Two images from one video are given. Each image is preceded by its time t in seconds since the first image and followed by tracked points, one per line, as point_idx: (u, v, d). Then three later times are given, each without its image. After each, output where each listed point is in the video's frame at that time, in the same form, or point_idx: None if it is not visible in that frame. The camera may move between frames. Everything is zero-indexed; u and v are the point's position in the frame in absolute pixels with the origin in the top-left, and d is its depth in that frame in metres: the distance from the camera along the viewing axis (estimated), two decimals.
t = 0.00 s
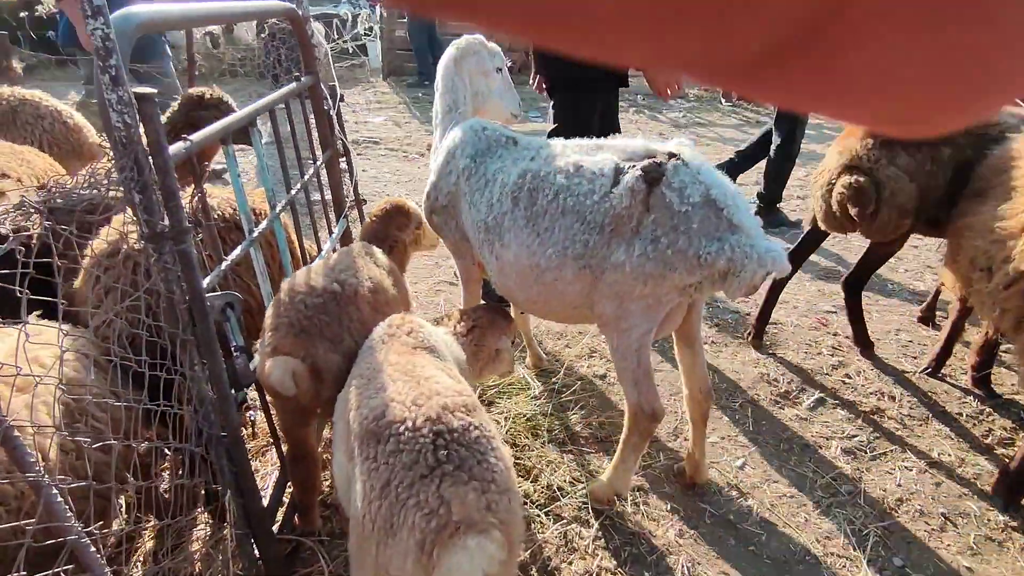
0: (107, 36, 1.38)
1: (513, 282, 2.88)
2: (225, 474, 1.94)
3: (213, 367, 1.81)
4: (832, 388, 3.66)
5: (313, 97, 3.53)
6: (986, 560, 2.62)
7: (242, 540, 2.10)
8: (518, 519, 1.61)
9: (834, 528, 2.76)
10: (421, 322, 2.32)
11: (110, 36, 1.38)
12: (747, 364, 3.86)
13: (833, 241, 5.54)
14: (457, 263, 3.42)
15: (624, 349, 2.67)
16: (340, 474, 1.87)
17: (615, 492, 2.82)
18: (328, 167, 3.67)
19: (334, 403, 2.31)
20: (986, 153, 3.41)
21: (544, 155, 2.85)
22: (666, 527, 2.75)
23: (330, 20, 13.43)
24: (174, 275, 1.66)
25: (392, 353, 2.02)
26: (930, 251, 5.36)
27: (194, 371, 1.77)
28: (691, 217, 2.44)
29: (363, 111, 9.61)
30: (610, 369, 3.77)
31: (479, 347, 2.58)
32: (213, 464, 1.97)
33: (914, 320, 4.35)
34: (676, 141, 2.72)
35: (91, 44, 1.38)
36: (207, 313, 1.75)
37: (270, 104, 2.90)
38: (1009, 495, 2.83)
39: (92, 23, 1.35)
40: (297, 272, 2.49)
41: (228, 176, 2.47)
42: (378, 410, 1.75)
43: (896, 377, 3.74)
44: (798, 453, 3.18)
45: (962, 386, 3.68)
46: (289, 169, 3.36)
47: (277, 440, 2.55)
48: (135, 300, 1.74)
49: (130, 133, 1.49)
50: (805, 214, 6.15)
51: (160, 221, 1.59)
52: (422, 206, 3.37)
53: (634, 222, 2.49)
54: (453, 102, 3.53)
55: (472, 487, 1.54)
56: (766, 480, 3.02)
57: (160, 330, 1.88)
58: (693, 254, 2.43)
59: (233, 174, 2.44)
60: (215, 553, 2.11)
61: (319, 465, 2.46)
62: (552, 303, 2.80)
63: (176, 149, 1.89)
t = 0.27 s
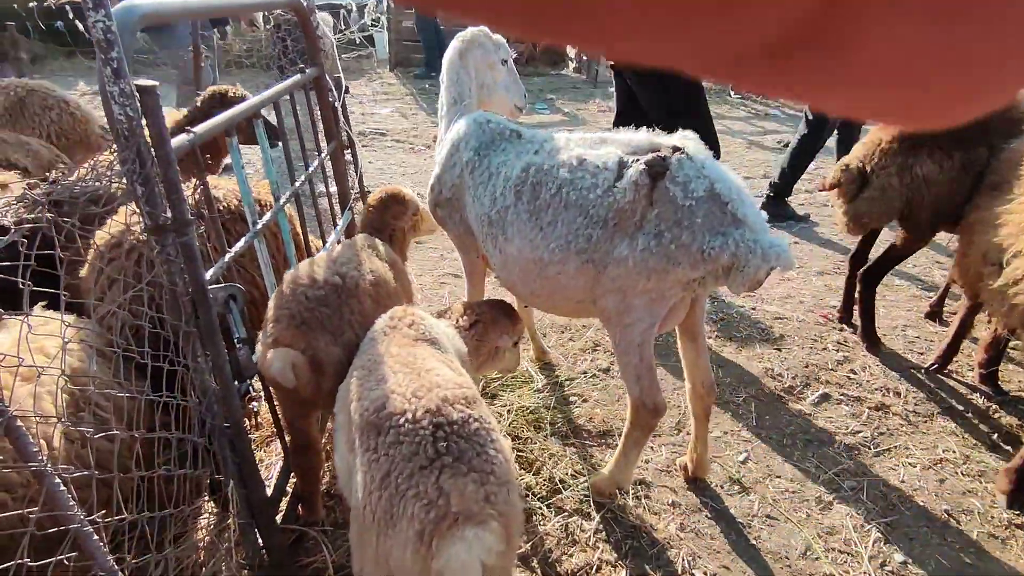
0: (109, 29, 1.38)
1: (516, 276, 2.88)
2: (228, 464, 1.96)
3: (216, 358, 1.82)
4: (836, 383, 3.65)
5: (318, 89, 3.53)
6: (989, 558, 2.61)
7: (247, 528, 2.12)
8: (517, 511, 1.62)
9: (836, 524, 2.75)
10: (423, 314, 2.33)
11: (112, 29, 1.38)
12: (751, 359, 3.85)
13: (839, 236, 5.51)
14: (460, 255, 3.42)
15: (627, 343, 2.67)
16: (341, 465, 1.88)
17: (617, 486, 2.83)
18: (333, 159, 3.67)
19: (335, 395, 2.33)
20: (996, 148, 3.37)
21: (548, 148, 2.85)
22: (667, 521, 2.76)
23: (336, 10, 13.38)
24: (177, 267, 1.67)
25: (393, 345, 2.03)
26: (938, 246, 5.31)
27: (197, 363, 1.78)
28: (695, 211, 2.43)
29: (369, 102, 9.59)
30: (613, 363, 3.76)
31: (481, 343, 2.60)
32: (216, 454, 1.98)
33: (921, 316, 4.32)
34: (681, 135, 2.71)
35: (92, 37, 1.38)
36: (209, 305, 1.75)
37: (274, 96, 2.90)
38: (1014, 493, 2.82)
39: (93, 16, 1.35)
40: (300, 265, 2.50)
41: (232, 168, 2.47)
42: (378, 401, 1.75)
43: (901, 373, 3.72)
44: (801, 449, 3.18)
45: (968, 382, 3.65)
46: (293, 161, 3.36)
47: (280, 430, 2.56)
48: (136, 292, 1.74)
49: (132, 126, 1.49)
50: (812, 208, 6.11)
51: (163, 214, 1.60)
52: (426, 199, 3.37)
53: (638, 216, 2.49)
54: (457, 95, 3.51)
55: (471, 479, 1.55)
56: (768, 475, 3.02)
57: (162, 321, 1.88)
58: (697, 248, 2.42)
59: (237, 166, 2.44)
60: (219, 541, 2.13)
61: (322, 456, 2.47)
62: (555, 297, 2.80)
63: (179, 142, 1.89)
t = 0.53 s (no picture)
0: (117, 17, 1.40)
1: (519, 265, 2.89)
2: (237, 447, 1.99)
3: (223, 341, 1.85)
4: (839, 374, 3.66)
5: (324, 78, 3.54)
6: (988, 547, 2.63)
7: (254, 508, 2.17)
8: (517, 492, 1.65)
9: (835, 512, 2.78)
10: (427, 301, 2.36)
11: (120, 17, 1.40)
12: (754, 349, 3.87)
13: (846, 227, 5.50)
14: (465, 244, 3.44)
15: (629, 332, 2.69)
16: (345, 449, 1.91)
17: (618, 472, 2.86)
18: (339, 147, 3.69)
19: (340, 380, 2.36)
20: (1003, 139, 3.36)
21: (551, 137, 2.86)
22: (667, 507, 2.79)
23: None
24: (185, 253, 1.70)
25: (396, 331, 2.06)
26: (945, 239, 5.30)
27: (205, 347, 1.81)
28: (698, 201, 2.45)
29: (377, 91, 9.60)
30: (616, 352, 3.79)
31: (484, 330, 2.62)
32: (224, 437, 2.02)
33: (925, 308, 4.32)
34: (684, 124, 2.72)
35: (101, 24, 1.40)
36: (217, 290, 1.78)
37: (281, 84, 2.91)
38: (1013, 484, 2.83)
39: (103, 5, 1.37)
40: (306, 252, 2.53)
41: (239, 156, 2.50)
42: (381, 385, 1.78)
43: (904, 364, 3.73)
44: (802, 438, 3.20)
45: (971, 374, 3.66)
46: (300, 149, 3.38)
47: (286, 416, 2.60)
48: (144, 277, 1.76)
49: (140, 113, 1.51)
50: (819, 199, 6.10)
51: (171, 199, 1.62)
52: (431, 187, 3.39)
53: (640, 206, 2.50)
54: (465, 82, 3.55)
55: (471, 461, 1.58)
56: (769, 463, 3.04)
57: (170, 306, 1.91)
58: (699, 238, 2.43)
59: (244, 154, 2.46)
60: (225, 523, 2.17)
61: (326, 441, 2.51)
62: (557, 286, 2.82)
63: (187, 130, 1.91)
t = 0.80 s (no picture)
0: (124, 8, 1.42)
1: (521, 254, 2.92)
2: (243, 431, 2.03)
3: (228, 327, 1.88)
4: (840, 365, 3.68)
5: (329, 66, 3.56)
6: (985, 537, 2.65)
7: (260, 491, 2.21)
8: (515, 478, 1.68)
9: (832, 501, 2.81)
10: (430, 290, 2.39)
11: (127, 7, 1.42)
12: (756, 340, 3.89)
13: (851, 219, 5.48)
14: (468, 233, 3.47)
15: (630, 321, 2.71)
16: (348, 434, 1.95)
17: (618, 460, 2.89)
18: (343, 135, 3.71)
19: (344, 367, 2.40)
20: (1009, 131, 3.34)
21: (554, 127, 2.87)
22: (667, 495, 2.82)
23: None
24: (191, 241, 1.73)
25: (399, 318, 2.09)
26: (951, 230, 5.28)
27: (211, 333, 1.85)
28: (699, 192, 2.46)
29: (382, 80, 9.59)
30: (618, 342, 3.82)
31: (485, 316, 2.65)
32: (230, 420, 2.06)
33: (929, 300, 4.32)
34: (688, 115, 2.72)
35: (109, 15, 1.42)
36: (223, 276, 1.81)
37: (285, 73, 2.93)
38: (1012, 475, 2.85)
39: None
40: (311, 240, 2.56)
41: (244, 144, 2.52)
42: (383, 371, 1.82)
43: (905, 356, 3.74)
44: (802, 428, 3.22)
45: (973, 366, 3.66)
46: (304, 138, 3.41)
47: (291, 401, 2.64)
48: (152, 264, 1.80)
49: (147, 103, 1.54)
50: (824, 190, 6.08)
51: (177, 188, 1.65)
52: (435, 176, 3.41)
53: (642, 196, 2.52)
54: (473, 75, 3.57)
55: (470, 447, 1.61)
56: (768, 453, 3.07)
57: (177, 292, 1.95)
58: (699, 229, 2.44)
59: (250, 142, 2.48)
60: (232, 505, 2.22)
61: (330, 427, 2.55)
62: (559, 275, 2.85)
63: (192, 119, 1.93)
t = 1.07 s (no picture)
0: (138, 8, 1.44)
1: (529, 248, 2.95)
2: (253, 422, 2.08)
3: (239, 321, 1.92)
4: (846, 361, 3.68)
5: (337, 60, 3.57)
6: (987, 533, 2.67)
7: (269, 481, 2.26)
8: (520, 471, 1.71)
9: (835, 496, 2.83)
10: (437, 285, 2.42)
11: (140, 8, 1.44)
12: (762, 334, 3.90)
13: (859, 213, 5.46)
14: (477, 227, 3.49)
15: (636, 317, 2.73)
16: (358, 426, 1.98)
17: (622, 453, 2.92)
18: (351, 129, 3.73)
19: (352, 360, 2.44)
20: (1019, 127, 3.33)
21: (563, 122, 2.88)
22: (670, 488, 2.85)
23: None
24: (203, 238, 1.76)
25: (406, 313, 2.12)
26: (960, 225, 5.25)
27: (222, 328, 1.88)
28: (706, 189, 2.46)
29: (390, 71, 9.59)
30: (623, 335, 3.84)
31: (491, 306, 2.67)
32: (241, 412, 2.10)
33: (937, 295, 4.31)
34: (697, 112, 2.72)
35: (122, 15, 1.44)
36: (234, 272, 1.85)
37: (295, 68, 2.96)
38: (1015, 472, 2.86)
39: None
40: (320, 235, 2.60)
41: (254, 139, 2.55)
42: (392, 366, 1.85)
43: (911, 351, 3.74)
44: (806, 423, 3.24)
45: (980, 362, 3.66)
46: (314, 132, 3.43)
47: (300, 393, 2.68)
48: (166, 259, 1.83)
49: (160, 102, 1.56)
50: (834, 183, 6.05)
51: (189, 186, 1.68)
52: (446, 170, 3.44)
53: (649, 193, 2.53)
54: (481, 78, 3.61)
55: (477, 441, 1.64)
56: (772, 447, 3.09)
57: (190, 286, 1.98)
58: (706, 227, 2.45)
59: (260, 138, 2.51)
60: (243, 495, 2.27)
61: (338, 418, 2.59)
62: (566, 270, 2.87)
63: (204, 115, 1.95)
